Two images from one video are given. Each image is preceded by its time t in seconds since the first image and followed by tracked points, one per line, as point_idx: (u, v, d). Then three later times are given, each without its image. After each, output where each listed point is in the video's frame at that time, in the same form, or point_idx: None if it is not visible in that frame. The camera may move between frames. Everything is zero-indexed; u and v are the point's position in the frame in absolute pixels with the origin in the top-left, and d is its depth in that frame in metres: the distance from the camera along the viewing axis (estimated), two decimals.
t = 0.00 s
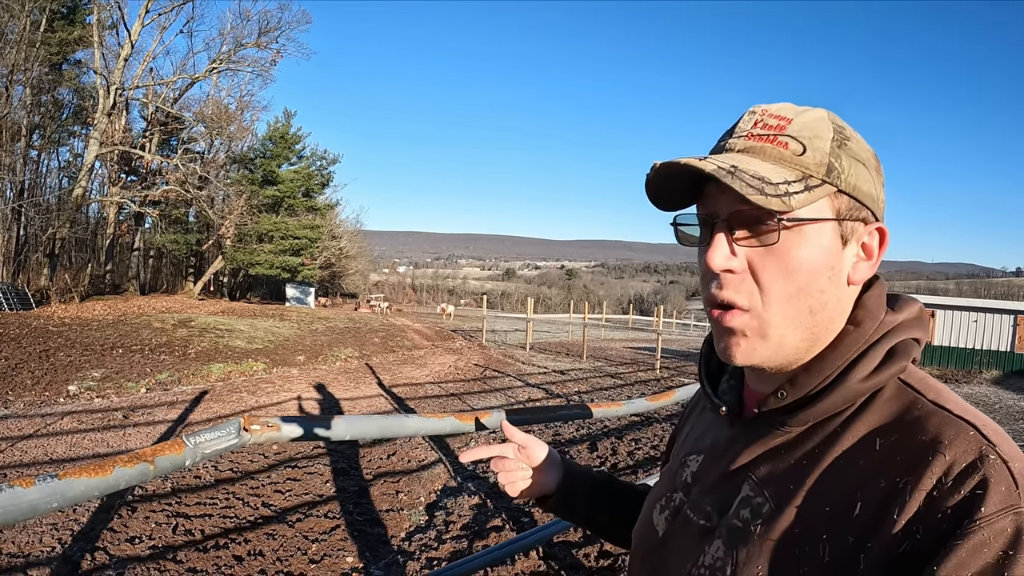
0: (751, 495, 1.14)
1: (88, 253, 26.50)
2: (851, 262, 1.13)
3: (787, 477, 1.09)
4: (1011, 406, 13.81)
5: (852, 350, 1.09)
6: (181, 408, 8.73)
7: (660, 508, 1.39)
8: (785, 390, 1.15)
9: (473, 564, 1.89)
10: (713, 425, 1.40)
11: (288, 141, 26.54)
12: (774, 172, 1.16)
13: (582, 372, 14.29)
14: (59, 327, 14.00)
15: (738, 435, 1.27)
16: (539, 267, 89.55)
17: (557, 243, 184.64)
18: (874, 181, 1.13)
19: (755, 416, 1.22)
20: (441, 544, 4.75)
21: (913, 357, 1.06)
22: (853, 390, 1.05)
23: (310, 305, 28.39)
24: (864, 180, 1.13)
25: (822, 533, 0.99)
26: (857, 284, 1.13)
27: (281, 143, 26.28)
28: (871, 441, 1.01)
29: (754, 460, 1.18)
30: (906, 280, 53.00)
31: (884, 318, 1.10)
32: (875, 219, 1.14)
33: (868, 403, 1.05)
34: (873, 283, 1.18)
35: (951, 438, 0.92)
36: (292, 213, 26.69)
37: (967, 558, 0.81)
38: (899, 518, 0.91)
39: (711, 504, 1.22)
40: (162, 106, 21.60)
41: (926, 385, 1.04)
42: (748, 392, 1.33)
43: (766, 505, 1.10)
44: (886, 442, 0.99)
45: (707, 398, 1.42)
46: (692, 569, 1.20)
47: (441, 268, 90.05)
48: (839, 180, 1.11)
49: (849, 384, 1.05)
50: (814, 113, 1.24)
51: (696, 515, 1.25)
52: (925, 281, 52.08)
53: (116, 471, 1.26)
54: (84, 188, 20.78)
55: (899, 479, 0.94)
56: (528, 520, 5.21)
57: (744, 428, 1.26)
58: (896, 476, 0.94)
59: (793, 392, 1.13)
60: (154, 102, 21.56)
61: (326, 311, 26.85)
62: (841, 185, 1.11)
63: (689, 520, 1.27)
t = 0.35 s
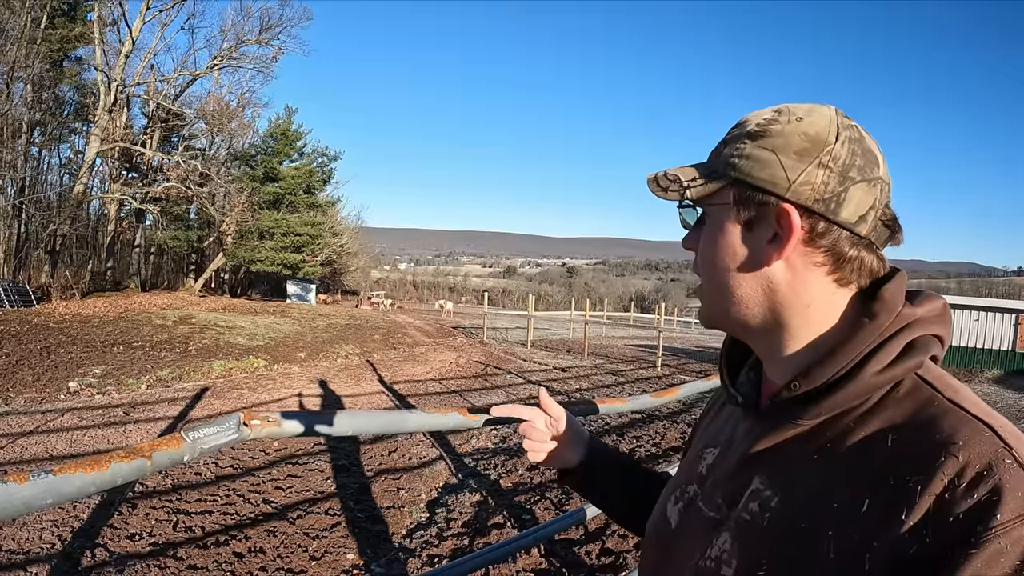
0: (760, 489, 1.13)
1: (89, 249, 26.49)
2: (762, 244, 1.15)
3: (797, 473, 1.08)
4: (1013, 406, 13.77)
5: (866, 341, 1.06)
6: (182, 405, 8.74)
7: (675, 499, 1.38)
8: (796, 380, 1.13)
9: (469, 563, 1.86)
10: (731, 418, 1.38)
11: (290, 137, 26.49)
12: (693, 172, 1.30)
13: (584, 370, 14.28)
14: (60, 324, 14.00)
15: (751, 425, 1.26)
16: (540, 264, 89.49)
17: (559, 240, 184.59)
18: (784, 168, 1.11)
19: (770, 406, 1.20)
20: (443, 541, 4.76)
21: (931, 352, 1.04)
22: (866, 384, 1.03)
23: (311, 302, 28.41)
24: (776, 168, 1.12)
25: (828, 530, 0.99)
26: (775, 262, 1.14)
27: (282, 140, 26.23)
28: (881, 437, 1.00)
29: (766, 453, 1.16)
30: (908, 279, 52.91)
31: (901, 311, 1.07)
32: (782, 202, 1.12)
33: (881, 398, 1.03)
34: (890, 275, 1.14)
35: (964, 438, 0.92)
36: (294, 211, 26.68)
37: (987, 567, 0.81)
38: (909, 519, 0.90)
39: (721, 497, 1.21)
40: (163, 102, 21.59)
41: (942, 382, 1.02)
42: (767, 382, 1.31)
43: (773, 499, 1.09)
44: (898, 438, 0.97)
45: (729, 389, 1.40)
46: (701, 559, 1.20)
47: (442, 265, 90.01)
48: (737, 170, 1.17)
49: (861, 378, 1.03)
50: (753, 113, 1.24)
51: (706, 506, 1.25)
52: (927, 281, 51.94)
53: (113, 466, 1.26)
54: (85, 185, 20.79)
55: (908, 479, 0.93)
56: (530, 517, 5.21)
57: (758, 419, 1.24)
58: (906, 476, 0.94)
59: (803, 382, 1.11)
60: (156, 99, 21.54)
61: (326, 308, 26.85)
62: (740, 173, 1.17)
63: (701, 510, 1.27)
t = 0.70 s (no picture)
0: (766, 485, 1.12)
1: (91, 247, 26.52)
2: (772, 239, 1.15)
3: (802, 469, 1.07)
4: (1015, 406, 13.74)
5: (879, 338, 1.04)
6: (183, 402, 8.75)
7: (689, 490, 1.38)
8: (808, 375, 1.12)
9: (473, 564, 1.85)
10: (749, 412, 1.37)
11: (291, 135, 26.49)
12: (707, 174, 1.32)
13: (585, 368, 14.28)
14: (62, 322, 14.03)
15: (765, 420, 1.25)
16: (542, 262, 89.42)
17: (560, 237, 184.61)
18: (791, 162, 1.11)
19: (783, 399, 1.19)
20: (444, 540, 4.76)
21: (945, 353, 1.02)
22: (877, 382, 1.02)
23: (312, 300, 28.45)
24: (783, 162, 1.12)
25: (828, 529, 0.98)
26: (786, 256, 1.13)
27: (283, 137, 26.22)
28: (890, 436, 0.99)
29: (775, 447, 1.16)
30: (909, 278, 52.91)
31: (916, 308, 1.05)
32: (789, 197, 1.12)
33: (893, 397, 1.02)
34: (910, 272, 1.12)
35: (972, 443, 0.91)
36: (295, 208, 26.69)
37: None
38: (910, 523, 0.90)
39: (730, 490, 1.22)
40: (165, 100, 21.61)
41: (958, 383, 1.00)
42: (786, 376, 1.29)
43: (777, 494, 1.09)
44: (906, 438, 0.96)
45: (747, 385, 1.39)
46: (706, 552, 1.20)
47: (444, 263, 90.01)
48: (746, 167, 1.18)
49: (871, 376, 1.02)
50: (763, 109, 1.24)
51: (716, 499, 1.25)
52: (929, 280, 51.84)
53: (106, 468, 1.24)
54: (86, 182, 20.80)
55: (913, 481, 0.92)
56: (532, 516, 5.21)
57: (773, 413, 1.24)
58: (911, 478, 0.93)
59: (813, 377, 1.11)
60: (157, 97, 21.57)
61: (327, 305, 26.87)
62: (748, 169, 1.18)
63: (711, 503, 1.26)
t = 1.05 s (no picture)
0: (773, 500, 1.12)
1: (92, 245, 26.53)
2: (782, 251, 1.14)
3: (810, 483, 1.07)
4: (1017, 406, 13.73)
5: (888, 350, 1.03)
6: (184, 401, 8.76)
7: (695, 503, 1.38)
8: (814, 389, 1.12)
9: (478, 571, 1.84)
10: (756, 424, 1.37)
11: (292, 133, 26.49)
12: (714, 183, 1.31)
13: (587, 366, 14.27)
14: (63, 320, 14.05)
15: (772, 434, 1.24)
16: (543, 259, 89.31)
17: (561, 235, 184.63)
18: (800, 171, 1.10)
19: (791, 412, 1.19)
20: (446, 540, 4.75)
21: (956, 364, 1.01)
22: (885, 395, 1.01)
23: (314, 298, 28.49)
24: (792, 172, 1.11)
25: (835, 547, 0.98)
26: (796, 270, 1.12)
27: (285, 135, 26.22)
28: (899, 451, 0.97)
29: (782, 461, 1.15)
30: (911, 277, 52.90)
31: (925, 320, 1.04)
32: (803, 206, 1.11)
33: (902, 411, 1.01)
34: (920, 282, 1.11)
35: (981, 459, 0.89)
36: (296, 206, 26.71)
37: None
38: (917, 539, 0.88)
39: (737, 503, 1.22)
40: (166, 98, 21.63)
41: (968, 398, 0.99)
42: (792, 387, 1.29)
43: (784, 509, 1.09)
44: (914, 453, 0.95)
45: (753, 396, 1.38)
46: (713, 566, 1.20)
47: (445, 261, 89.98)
48: (754, 177, 1.17)
49: (878, 390, 1.01)
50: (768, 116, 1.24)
51: (723, 513, 1.25)
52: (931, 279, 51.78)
53: (98, 482, 1.22)
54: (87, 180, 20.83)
55: (922, 498, 0.91)
56: (533, 516, 5.20)
57: (780, 425, 1.23)
58: (918, 494, 0.92)
59: (821, 391, 1.10)
60: (158, 95, 21.60)
61: (329, 303, 26.90)
62: (756, 179, 1.18)
63: (719, 517, 1.27)
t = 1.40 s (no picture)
0: (760, 499, 1.12)
1: (95, 242, 26.54)
2: (766, 254, 1.14)
3: (795, 482, 1.07)
4: (1019, 404, 13.70)
5: (869, 349, 1.04)
6: (186, 398, 8.78)
7: (684, 504, 1.38)
8: (798, 388, 1.12)
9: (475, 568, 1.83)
10: (743, 425, 1.37)
11: (294, 129, 26.48)
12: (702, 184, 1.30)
13: (588, 364, 14.27)
14: (65, 317, 14.08)
15: (758, 432, 1.25)
16: (546, 256, 89.20)
17: (563, 233, 184.47)
18: (787, 177, 1.10)
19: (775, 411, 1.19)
20: (446, 537, 4.77)
21: (938, 362, 1.02)
22: (866, 393, 1.01)
23: (316, 295, 28.52)
24: (778, 178, 1.11)
25: (820, 543, 0.97)
26: (780, 273, 1.12)
27: (287, 132, 26.21)
28: (881, 448, 0.97)
29: (768, 459, 1.15)
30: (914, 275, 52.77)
31: (904, 319, 1.05)
32: (788, 211, 1.11)
33: (883, 409, 1.01)
34: (899, 282, 1.12)
35: (961, 455, 0.89)
36: (299, 202, 26.71)
37: None
38: (900, 534, 0.88)
39: (724, 503, 1.22)
40: (167, 94, 21.63)
41: (949, 394, 1.00)
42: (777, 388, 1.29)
43: (770, 507, 1.09)
44: (895, 450, 0.96)
45: (738, 397, 1.39)
46: (701, 565, 1.20)
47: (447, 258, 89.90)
48: (741, 181, 1.17)
49: (860, 387, 1.02)
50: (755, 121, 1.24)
51: (710, 513, 1.25)
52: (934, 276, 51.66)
53: (100, 478, 1.22)
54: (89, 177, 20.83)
55: (903, 493, 0.91)
56: (533, 514, 5.21)
57: (765, 425, 1.24)
58: (901, 489, 0.91)
59: (804, 390, 1.11)
60: (160, 92, 21.61)
61: (331, 300, 26.90)
62: (741, 183, 1.17)
63: (707, 516, 1.26)
